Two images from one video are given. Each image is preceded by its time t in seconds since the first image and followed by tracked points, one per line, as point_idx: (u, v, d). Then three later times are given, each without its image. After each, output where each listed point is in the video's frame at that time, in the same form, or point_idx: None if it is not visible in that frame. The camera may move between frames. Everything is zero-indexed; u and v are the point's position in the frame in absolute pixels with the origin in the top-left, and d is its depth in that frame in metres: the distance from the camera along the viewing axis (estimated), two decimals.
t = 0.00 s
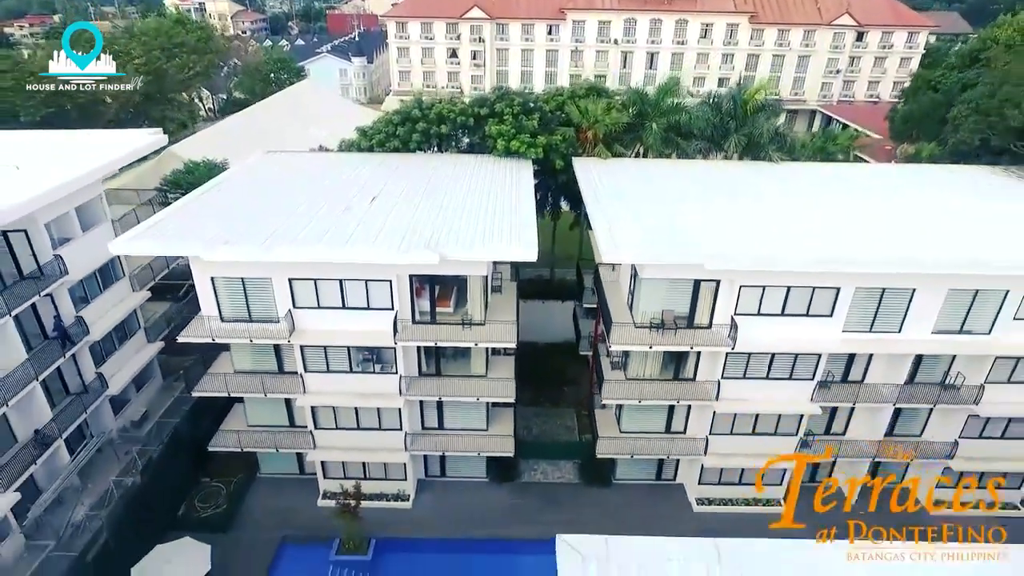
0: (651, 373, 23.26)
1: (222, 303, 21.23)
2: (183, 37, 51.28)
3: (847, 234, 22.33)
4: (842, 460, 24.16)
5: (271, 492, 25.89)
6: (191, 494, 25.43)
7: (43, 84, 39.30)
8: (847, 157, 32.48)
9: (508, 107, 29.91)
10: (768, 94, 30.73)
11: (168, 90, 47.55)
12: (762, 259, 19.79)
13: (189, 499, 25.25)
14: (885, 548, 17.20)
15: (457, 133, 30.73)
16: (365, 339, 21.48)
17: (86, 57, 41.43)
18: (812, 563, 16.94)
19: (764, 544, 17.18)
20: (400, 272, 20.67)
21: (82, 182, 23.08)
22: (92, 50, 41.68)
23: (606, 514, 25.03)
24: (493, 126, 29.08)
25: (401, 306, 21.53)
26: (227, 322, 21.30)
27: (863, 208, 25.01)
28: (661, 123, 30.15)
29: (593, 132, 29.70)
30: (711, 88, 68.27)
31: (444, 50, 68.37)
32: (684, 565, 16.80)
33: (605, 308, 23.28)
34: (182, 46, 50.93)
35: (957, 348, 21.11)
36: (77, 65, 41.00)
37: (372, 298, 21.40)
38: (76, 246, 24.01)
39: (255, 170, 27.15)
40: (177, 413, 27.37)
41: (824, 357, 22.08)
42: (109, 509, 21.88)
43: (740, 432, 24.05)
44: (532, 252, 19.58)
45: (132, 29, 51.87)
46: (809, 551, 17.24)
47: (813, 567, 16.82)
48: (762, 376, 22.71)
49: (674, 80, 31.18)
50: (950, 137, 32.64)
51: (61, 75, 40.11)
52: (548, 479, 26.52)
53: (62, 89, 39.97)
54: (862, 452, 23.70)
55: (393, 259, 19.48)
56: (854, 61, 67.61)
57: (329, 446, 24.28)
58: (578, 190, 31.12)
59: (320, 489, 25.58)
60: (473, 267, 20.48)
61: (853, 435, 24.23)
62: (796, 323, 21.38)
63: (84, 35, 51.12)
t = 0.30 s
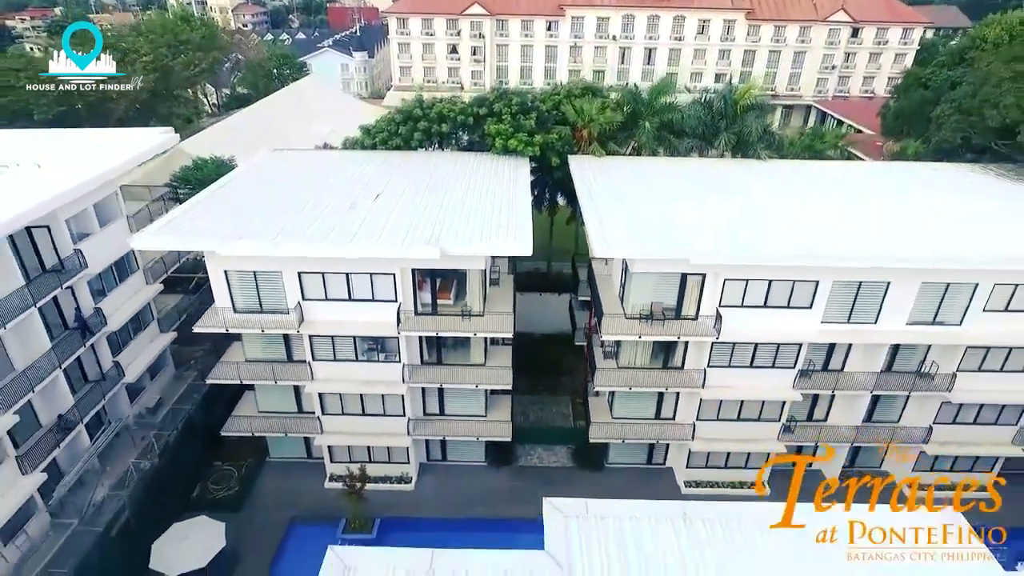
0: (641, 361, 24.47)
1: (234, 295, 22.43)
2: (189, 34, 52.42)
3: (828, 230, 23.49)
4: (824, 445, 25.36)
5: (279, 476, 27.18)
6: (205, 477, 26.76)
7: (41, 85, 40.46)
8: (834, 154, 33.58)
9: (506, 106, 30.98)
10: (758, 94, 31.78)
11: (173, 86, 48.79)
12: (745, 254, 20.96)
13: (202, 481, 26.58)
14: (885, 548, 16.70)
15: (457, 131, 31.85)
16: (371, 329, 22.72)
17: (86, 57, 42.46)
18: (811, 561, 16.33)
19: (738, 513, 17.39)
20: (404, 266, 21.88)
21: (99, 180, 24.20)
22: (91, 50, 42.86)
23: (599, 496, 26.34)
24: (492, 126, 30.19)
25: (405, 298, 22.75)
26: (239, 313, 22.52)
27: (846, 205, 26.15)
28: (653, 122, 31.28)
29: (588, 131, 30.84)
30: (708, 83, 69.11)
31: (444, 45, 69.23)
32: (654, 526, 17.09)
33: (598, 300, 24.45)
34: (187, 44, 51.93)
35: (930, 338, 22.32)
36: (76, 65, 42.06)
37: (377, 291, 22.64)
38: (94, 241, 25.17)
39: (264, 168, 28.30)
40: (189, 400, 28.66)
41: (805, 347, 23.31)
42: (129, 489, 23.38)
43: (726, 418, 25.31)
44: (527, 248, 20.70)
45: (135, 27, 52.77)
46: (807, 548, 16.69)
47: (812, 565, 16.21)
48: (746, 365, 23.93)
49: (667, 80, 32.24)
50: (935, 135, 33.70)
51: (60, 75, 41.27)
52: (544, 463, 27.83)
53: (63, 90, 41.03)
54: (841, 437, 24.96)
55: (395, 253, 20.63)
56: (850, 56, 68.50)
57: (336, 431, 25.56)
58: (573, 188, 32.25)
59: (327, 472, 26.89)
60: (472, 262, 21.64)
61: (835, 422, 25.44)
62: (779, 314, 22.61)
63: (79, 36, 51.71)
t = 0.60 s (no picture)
0: (631, 355, 25.76)
1: (246, 293, 23.70)
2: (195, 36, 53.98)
3: (809, 231, 24.76)
4: (806, 436, 26.62)
5: (287, 465, 28.49)
6: (216, 465, 28.03)
7: (41, 84, 41.17)
8: (821, 157, 34.80)
9: (504, 110, 32.16)
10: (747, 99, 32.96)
11: (181, 86, 50.22)
12: (728, 254, 22.22)
13: (214, 469, 27.84)
14: (885, 547, 15.21)
15: (457, 134, 33.08)
16: (376, 325, 24.00)
17: (86, 57, 43.51)
18: (810, 560, 14.84)
19: (712, 487, 16.91)
20: (406, 265, 23.16)
21: (116, 184, 25.44)
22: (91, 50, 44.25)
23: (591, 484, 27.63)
24: (490, 130, 31.37)
25: (407, 296, 24.01)
26: (251, 309, 23.78)
27: (828, 207, 27.40)
28: (646, 126, 32.55)
29: (583, 134, 32.06)
30: (705, 84, 70.23)
31: (445, 47, 70.33)
32: (629, 500, 16.58)
33: (591, 298, 25.70)
34: (193, 46, 53.28)
35: (904, 333, 23.59)
36: (77, 65, 43.09)
37: (381, 288, 23.90)
38: (110, 240, 26.41)
39: (272, 170, 29.54)
40: (201, 393, 29.97)
41: (786, 342, 24.58)
42: (146, 477, 24.83)
43: (712, 410, 26.59)
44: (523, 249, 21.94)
45: (141, 30, 53.92)
46: (806, 548, 15.19)
47: (811, 565, 14.71)
48: (731, 359, 25.20)
49: (660, 85, 33.44)
50: (918, 138, 34.92)
51: (60, 75, 42.18)
52: (539, 453, 29.12)
53: (62, 90, 41.63)
54: (822, 428, 26.20)
55: (398, 252, 21.91)
56: (844, 58, 69.66)
57: (341, 422, 26.86)
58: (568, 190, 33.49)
59: (332, 461, 28.19)
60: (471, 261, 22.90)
61: (816, 413, 26.71)
62: (761, 311, 23.88)
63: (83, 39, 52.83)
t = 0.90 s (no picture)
0: (624, 350, 27.05)
1: (257, 290, 24.98)
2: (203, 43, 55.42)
3: (792, 233, 26.02)
4: (791, 427, 27.85)
5: (296, 455, 29.80)
6: (227, 456, 29.23)
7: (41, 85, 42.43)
8: (809, 160, 36.03)
9: (503, 116, 33.41)
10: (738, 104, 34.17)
11: (188, 90, 51.49)
12: (714, 255, 23.50)
13: (225, 460, 29.02)
14: (885, 548, 15.78)
15: (457, 139, 34.33)
16: (380, 321, 25.29)
17: (86, 57, 44.73)
18: (810, 561, 15.37)
19: (685, 463, 18.27)
20: (409, 265, 24.42)
21: (132, 187, 26.72)
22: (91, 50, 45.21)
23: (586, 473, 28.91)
24: (490, 135, 32.61)
25: (410, 294, 25.26)
26: (262, 306, 25.06)
27: (812, 209, 28.65)
28: (640, 131, 33.79)
29: (579, 139, 33.29)
30: (702, 86, 71.42)
31: (446, 49, 71.46)
32: (609, 474, 17.96)
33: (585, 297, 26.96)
34: (201, 52, 54.74)
35: (882, 330, 24.85)
36: (77, 65, 44.31)
37: (385, 287, 25.14)
38: (127, 241, 27.70)
39: (281, 174, 30.80)
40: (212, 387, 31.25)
41: (770, 338, 25.84)
42: (162, 464, 26.50)
43: (701, 403, 27.86)
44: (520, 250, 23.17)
45: (148, 34, 55.26)
46: (806, 548, 15.72)
47: (812, 566, 15.25)
48: (718, 354, 26.46)
49: (653, 91, 34.65)
50: (903, 142, 36.12)
51: (59, 74, 43.72)
52: (536, 445, 30.40)
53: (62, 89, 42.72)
54: (806, 420, 27.43)
55: (401, 253, 23.18)
56: (838, 60, 70.76)
57: (347, 414, 28.16)
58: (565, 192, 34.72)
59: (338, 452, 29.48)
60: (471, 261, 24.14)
61: (801, 406, 27.93)
62: (746, 308, 25.13)
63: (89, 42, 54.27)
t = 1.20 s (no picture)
0: (616, 345, 28.37)
1: (269, 288, 26.36)
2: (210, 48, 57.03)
3: (776, 233, 27.38)
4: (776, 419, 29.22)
5: (304, 446, 31.21)
6: (238, 446, 30.59)
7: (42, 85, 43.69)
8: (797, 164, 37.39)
9: (502, 120, 34.77)
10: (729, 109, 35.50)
11: (196, 94, 52.90)
12: (700, 254, 24.87)
13: (237, 450, 30.35)
14: (885, 548, 16.48)
15: (457, 142, 35.70)
16: (385, 317, 26.67)
17: (86, 58, 45.78)
18: (811, 561, 15.98)
19: (665, 444, 19.71)
20: (413, 264, 25.79)
21: (149, 189, 28.12)
22: (91, 51, 46.23)
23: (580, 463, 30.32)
24: (489, 139, 33.98)
25: (414, 291, 26.64)
26: (273, 303, 26.43)
27: (797, 211, 30.02)
28: (634, 135, 35.13)
29: (575, 142, 34.64)
30: (698, 88, 72.72)
31: (446, 52, 72.72)
32: (597, 452, 19.43)
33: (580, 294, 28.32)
34: (208, 58, 56.26)
35: (861, 326, 26.20)
36: (77, 65, 45.57)
37: (390, 284, 26.51)
38: (144, 241, 29.08)
39: (289, 177, 32.21)
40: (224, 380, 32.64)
41: (755, 334, 27.21)
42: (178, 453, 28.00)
43: (690, 396, 29.24)
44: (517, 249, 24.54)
45: (155, 38, 56.66)
46: (806, 548, 16.34)
47: (813, 565, 15.85)
48: (706, 349, 27.83)
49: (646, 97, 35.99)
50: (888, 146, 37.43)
51: (60, 74, 45.28)
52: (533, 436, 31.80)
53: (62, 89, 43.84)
54: (791, 412, 28.77)
55: (405, 252, 24.56)
56: (832, 64, 71.99)
57: (353, 406, 29.55)
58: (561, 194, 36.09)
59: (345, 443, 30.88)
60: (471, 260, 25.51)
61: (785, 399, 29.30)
62: (732, 305, 26.51)
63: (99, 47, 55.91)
